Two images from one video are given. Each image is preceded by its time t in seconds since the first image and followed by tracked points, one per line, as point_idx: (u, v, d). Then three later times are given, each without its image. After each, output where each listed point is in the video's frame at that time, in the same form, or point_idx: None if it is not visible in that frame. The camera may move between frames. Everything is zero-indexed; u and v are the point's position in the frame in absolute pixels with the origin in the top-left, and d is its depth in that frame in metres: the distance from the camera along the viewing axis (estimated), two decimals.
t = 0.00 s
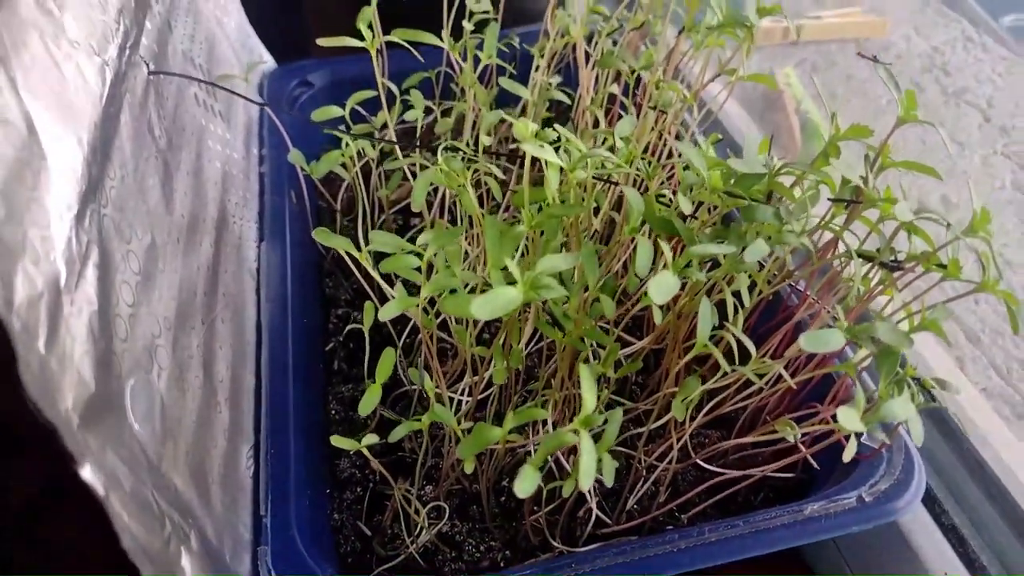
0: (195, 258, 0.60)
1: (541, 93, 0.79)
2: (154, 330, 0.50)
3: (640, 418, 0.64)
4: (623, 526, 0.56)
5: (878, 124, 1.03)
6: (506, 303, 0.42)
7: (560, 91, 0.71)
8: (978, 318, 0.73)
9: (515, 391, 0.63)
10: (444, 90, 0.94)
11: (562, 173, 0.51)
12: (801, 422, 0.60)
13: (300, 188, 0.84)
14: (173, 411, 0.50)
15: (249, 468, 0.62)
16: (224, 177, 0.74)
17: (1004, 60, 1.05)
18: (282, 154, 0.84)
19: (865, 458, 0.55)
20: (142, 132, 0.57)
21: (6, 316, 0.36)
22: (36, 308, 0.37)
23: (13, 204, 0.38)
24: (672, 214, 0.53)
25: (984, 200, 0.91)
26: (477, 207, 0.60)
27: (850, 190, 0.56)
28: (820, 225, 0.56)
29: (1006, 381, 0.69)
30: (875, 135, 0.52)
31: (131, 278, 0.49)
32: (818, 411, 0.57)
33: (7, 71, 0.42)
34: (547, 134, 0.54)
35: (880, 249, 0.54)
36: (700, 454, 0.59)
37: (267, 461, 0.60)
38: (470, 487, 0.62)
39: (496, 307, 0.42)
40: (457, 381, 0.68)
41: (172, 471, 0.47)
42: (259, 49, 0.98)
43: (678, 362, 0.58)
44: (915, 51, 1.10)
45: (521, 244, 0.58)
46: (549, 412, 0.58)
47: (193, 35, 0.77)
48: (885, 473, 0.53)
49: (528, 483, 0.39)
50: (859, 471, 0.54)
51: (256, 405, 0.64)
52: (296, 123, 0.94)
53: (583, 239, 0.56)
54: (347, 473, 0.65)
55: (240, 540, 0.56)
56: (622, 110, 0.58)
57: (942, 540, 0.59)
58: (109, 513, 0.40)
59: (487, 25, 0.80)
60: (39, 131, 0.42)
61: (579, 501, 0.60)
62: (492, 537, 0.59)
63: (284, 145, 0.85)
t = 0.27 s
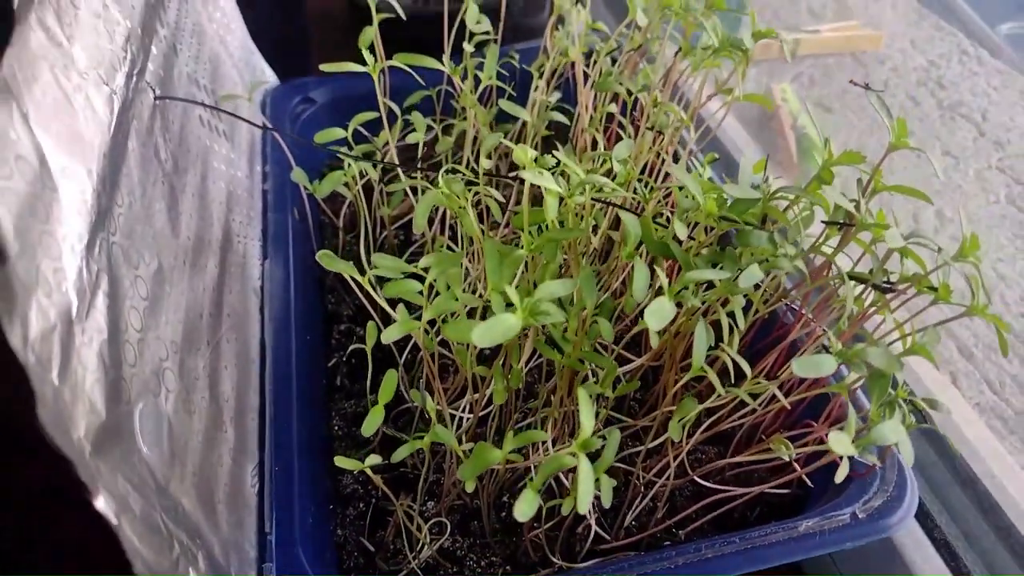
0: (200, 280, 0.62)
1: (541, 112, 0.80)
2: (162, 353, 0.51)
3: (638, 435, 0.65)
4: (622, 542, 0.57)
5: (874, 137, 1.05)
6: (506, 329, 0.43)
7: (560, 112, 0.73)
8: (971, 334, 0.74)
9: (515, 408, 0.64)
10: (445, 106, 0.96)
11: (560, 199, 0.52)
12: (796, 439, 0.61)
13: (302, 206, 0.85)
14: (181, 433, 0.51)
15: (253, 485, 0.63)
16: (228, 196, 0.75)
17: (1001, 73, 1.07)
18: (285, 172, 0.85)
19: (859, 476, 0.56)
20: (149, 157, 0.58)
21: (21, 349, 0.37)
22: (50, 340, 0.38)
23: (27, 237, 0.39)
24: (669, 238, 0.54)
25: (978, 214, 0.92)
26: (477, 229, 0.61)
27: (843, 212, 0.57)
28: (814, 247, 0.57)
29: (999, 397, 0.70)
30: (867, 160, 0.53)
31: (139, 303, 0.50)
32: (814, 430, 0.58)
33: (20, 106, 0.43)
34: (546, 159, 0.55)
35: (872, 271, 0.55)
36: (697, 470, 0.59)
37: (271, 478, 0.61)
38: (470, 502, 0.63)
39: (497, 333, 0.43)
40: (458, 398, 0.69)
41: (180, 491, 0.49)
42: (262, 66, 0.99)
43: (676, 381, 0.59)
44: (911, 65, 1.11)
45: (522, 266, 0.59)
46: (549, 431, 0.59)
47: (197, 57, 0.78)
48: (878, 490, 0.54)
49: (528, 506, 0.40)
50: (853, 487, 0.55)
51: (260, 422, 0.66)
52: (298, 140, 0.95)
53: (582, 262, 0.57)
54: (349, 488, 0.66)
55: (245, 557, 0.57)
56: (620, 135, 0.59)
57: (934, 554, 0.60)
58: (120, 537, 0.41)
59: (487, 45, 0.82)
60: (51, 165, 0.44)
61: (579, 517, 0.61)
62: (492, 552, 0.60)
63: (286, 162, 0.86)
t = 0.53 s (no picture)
0: (192, 270, 0.62)
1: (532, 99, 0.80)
2: (156, 344, 0.52)
3: (628, 421, 0.66)
4: (612, 526, 0.58)
5: (863, 123, 1.05)
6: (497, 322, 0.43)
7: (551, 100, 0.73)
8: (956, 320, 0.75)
9: (507, 396, 0.65)
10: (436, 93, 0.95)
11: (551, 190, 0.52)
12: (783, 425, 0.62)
13: (293, 193, 0.85)
14: (176, 423, 0.51)
15: (247, 473, 0.64)
16: (219, 185, 0.75)
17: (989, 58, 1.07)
18: (275, 159, 0.85)
19: (844, 461, 0.57)
20: (140, 147, 0.58)
21: (16, 343, 0.37)
22: (45, 333, 0.39)
23: (20, 231, 0.40)
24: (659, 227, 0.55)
25: (965, 199, 0.93)
26: (468, 218, 0.62)
27: (830, 201, 0.58)
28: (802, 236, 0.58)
29: (983, 381, 0.72)
30: (855, 151, 0.54)
31: (132, 294, 0.50)
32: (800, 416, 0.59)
33: (9, 100, 0.43)
34: (537, 150, 0.55)
35: (859, 260, 0.56)
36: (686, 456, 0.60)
37: (265, 466, 0.62)
38: (463, 488, 0.64)
39: (489, 325, 0.44)
40: (450, 385, 0.70)
41: (175, 481, 0.49)
42: (252, 51, 0.99)
43: (666, 368, 0.60)
44: (900, 50, 1.12)
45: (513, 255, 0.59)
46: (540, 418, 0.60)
47: (186, 44, 0.78)
48: (864, 475, 0.55)
49: (520, 495, 0.40)
50: (839, 473, 0.56)
51: (254, 411, 0.66)
52: (288, 127, 0.95)
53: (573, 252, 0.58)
54: (342, 475, 0.66)
55: (241, 544, 0.58)
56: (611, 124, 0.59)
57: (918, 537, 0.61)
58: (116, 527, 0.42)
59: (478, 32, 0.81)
60: (42, 157, 0.44)
61: (570, 503, 0.62)
62: (485, 537, 0.61)
63: (276, 149, 0.86)
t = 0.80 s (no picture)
0: (200, 283, 0.62)
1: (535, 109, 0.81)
2: (166, 361, 0.52)
3: (631, 433, 0.67)
4: (615, 540, 0.59)
5: (863, 130, 1.06)
6: (504, 344, 0.44)
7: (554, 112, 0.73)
8: (955, 332, 0.77)
9: (511, 408, 0.65)
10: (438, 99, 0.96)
11: (557, 209, 0.53)
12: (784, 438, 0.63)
13: (297, 201, 0.86)
14: (185, 439, 0.52)
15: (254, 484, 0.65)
16: (224, 195, 0.76)
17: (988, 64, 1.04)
18: (279, 167, 0.85)
19: (844, 477, 0.58)
20: (148, 162, 0.59)
21: (34, 372, 0.37)
22: (61, 358, 0.39)
23: (35, 256, 0.40)
24: (663, 246, 0.55)
25: (964, 208, 0.93)
26: (473, 232, 0.62)
27: (833, 219, 0.59)
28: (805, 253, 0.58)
29: (981, 393, 0.72)
30: (858, 171, 0.54)
31: (142, 312, 0.51)
32: (801, 430, 0.60)
33: (23, 121, 0.43)
34: (543, 168, 0.55)
35: (860, 278, 0.56)
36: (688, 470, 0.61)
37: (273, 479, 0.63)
38: (467, 500, 0.65)
39: (497, 348, 0.44)
40: (454, 396, 0.70)
41: (186, 498, 0.50)
42: (255, 57, 0.99)
43: (667, 382, 0.61)
44: (901, 55, 1.12)
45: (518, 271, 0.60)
46: (544, 433, 0.61)
47: (190, 52, 0.78)
48: (863, 490, 0.56)
49: (527, 518, 0.41)
50: (838, 488, 0.57)
51: (260, 422, 0.67)
52: (291, 133, 0.96)
53: (578, 268, 0.58)
54: (348, 485, 0.67)
55: (249, 556, 0.58)
56: (616, 141, 0.60)
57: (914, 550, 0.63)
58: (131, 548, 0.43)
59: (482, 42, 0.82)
60: (54, 180, 0.44)
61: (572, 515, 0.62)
62: (488, 548, 0.62)
63: (280, 156, 0.86)
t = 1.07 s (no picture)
0: (207, 317, 0.63)
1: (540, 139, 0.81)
2: (174, 400, 0.53)
3: (635, 466, 0.67)
4: None
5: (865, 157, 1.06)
6: (509, 391, 0.44)
7: (559, 144, 0.74)
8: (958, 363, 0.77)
9: (516, 441, 0.66)
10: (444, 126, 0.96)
11: (562, 250, 0.53)
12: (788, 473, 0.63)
13: (304, 229, 0.87)
14: (192, 478, 0.52)
15: (260, 518, 0.65)
16: (231, 225, 0.76)
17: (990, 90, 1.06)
18: (286, 196, 0.86)
19: (848, 514, 0.58)
20: (158, 200, 0.60)
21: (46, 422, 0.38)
22: (72, 406, 0.40)
23: (47, 303, 0.41)
24: (668, 285, 0.56)
25: (966, 237, 0.94)
26: (480, 267, 0.63)
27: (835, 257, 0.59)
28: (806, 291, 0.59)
29: (984, 426, 0.72)
30: (860, 212, 0.55)
31: (151, 352, 0.51)
32: (805, 466, 0.60)
33: (37, 169, 0.44)
34: (548, 208, 0.56)
35: (862, 317, 0.57)
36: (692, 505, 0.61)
37: (278, 512, 0.63)
38: (471, 532, 0.65)
39: (502, 393, 0.45)
40: (459, 427, 0.71)
41: (194, 537, 0.50)
42: (262, 83, 1.00)
43: (672, 418, 0.61)
44: (903, 81, 1.13)
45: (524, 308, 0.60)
46: (549, 467, 0.61)
47: (199, 84, 0.79)
48: (867, 526, 0.56)
49: (534, 563, 0.42)
50: (842, 525, 0.57)
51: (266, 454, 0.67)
52: (298, 160, 0.96)
53: (583, 306, 0.59)
54: (352, 517, 0.67)
55: None
56: (620, 176, 0.60)
57: None
58: None
59: (487, 73, 0.83)
60: (67, 225, 0.45)
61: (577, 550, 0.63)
62: None
63: (287, 185, 0.87)
